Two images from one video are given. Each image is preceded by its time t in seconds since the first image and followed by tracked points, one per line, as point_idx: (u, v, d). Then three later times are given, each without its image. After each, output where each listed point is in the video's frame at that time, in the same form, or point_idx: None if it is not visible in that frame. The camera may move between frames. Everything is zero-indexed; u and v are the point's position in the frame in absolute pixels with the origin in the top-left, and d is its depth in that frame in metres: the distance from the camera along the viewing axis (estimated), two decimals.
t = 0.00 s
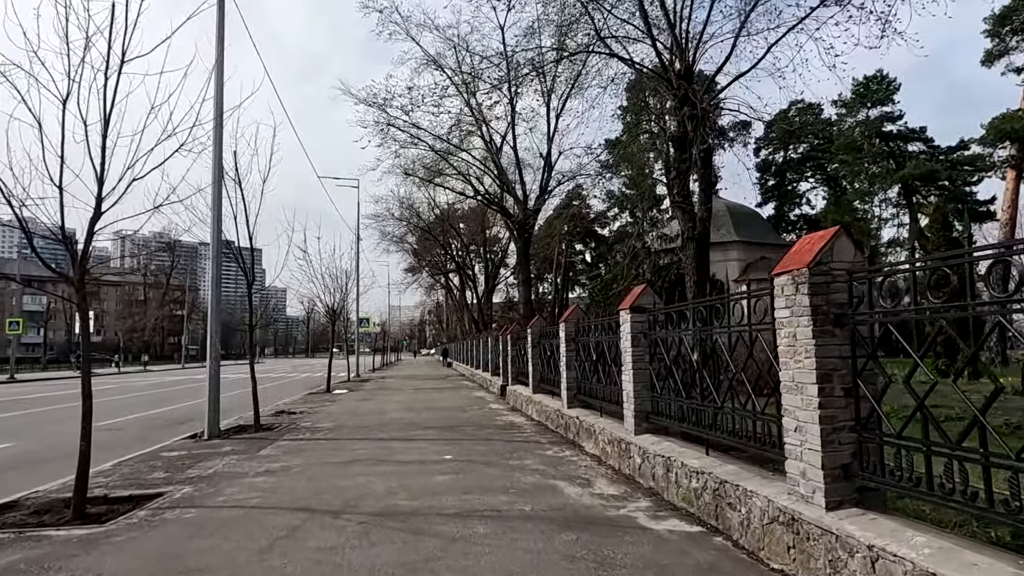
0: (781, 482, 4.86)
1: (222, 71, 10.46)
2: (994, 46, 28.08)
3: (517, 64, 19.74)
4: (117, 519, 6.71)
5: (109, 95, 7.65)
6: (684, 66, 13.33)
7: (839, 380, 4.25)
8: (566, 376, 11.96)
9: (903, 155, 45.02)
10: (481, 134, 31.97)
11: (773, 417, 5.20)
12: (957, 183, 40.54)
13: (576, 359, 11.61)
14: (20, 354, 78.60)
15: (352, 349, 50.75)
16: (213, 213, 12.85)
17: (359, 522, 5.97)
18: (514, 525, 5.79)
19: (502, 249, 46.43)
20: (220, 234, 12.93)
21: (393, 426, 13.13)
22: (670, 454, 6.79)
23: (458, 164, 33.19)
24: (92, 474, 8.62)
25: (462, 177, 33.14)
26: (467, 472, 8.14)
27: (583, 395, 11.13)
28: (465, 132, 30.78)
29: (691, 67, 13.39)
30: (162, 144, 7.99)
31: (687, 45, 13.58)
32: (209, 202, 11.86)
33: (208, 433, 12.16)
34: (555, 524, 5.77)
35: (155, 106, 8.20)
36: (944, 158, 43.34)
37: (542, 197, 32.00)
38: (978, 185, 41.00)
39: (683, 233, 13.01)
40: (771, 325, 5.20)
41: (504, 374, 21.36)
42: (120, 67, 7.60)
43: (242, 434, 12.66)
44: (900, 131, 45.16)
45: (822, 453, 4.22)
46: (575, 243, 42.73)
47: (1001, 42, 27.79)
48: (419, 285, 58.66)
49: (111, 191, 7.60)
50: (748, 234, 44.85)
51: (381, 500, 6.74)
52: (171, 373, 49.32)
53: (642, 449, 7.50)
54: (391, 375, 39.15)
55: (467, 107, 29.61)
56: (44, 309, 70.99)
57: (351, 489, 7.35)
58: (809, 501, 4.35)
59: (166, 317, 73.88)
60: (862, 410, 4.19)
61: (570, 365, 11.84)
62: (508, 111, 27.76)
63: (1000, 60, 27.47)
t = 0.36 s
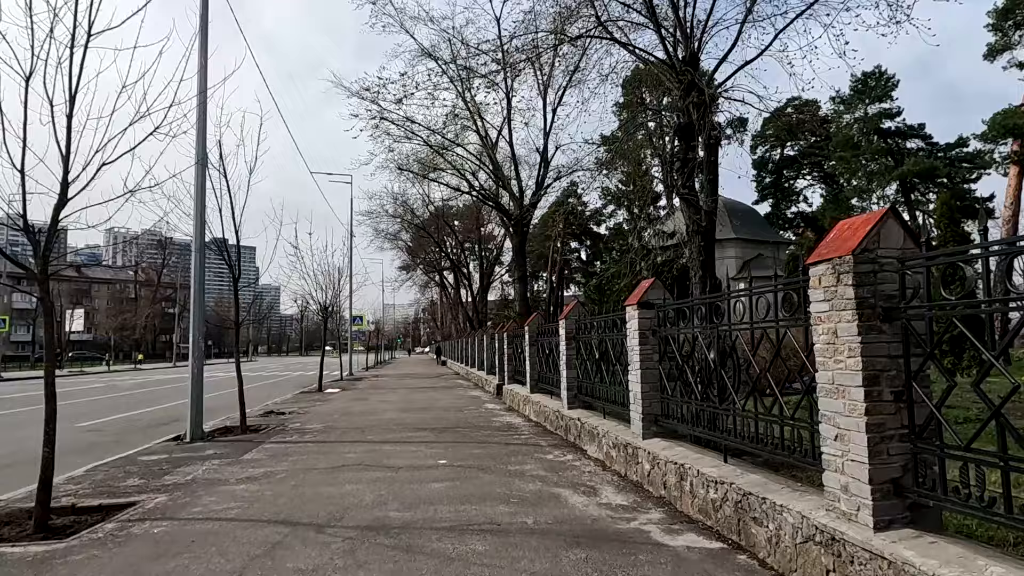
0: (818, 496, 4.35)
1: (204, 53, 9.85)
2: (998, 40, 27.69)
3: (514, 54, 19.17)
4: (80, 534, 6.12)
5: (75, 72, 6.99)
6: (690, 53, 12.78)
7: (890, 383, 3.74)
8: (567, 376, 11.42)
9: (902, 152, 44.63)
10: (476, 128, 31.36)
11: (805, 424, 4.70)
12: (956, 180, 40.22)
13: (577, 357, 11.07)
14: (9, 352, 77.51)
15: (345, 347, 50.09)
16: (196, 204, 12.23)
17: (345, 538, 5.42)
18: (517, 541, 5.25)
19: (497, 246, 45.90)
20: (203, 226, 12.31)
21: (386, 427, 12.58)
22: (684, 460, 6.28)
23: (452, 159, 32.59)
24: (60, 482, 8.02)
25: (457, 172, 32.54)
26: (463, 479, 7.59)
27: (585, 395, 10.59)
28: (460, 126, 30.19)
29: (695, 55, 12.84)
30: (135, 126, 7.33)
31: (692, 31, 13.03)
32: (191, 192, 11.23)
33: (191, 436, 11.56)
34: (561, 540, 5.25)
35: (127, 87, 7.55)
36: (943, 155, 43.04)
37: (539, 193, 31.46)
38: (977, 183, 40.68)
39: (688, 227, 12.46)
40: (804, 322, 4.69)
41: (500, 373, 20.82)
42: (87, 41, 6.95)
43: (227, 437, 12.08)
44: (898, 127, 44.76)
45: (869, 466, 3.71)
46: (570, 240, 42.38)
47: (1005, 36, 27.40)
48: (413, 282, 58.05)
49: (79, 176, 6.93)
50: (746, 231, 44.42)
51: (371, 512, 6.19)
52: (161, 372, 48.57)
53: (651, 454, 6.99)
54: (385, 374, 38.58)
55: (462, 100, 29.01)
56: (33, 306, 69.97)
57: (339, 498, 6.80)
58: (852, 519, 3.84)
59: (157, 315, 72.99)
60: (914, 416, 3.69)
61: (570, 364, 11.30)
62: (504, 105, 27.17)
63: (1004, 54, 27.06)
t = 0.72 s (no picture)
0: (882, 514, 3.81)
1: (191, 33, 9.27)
2: (1010, 33, 27.11)
3: (517, 45, 18.62)
4: (49, 550, 5.59)
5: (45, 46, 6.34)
6: (703, 38, 12.16)
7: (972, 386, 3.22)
8: (576, 376, 10.87)
9: (908, 148, 44.01)
10: (477, 123, 30.81)
11: (860, 432, 4.18)
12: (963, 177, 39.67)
13: (586, 356, 10.55)
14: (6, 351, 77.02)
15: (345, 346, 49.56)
16: (187, 196, 11.68)
17: (339, 558, 4.88)
18: (530, 562, 4.72)
19: (498, 244, 45.36)
20: (194, 219, 11.76)
21: (386, 429, 12.05)
22: (712, 468, 5.77)
23: (453, 155, 32.03)
24: (35, 493, 7.46)
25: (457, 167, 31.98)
26: (469, 488, 7.06)
27: (596, 396, 10.08)
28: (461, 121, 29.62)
29: (710, 39, 12.19)
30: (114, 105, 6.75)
31: (704, 15, 12.45)
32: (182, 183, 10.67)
33: (181, 439, 11.02)
34: (580, 560, 4.72)
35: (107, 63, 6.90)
36: (949, 152, 42.51)
37: (541, 189, 30.91)
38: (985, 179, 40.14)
39: (702, 219, 11.86)
40: (864, 315, 4.15)
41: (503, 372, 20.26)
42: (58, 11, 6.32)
43: (221, 439, 11.55)
44: (904, 123, 44.14)
45: (951, 484, 3.18)
46: (572, 237, 41.85)
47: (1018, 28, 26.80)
48: (414, 281, 57.52)
49: (51, 157, 6.34)
50: (750, 228, 43.88)
51: (369, 527, 5.66)
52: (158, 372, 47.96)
53: (674, 460, 6.48)
54: (385, 374, 38.03)
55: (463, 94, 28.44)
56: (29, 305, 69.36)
57: (334, 510, 6.25)
58: (928, 544, 3.32)
59: (155, 314, 72.49)
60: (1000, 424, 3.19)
61: (580, 363, 10.76)
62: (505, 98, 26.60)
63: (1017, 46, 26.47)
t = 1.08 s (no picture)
0: (960, 543, 3.31)
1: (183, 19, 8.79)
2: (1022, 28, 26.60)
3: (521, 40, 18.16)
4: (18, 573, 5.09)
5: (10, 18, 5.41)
6: (717, 28, 11.66)
7: None
8: (585, 380, 10.39)
9: (914, 147, 43.50)
10: (479, 122, 30.36)
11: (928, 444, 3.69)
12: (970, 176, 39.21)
13: (598, 359, 10.06)
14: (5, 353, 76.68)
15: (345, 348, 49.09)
16: (179, 192, 11.19)
17: None
18: None
19: (500, 245, 44.89)
20: (188, 216, 11.27)
21: (387, 435, 11.57)
22: (743, 482, 5.29)
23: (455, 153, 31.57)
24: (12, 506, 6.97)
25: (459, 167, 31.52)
26: (476, 501, 6.56)
27: (609, 400, 9.59)
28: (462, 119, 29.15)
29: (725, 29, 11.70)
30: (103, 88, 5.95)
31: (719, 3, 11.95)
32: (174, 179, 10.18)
33: (173, 445, 10.53)
34: None
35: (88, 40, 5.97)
36: (956, 152, 42.05)
37: (544, 188, 30.47)
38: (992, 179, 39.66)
39: (716, 217, 11.36)
40: (930, 313, 3.70)
41: (507, 374, 19.77)
42: None
43: (215, 446, 11.07)
44: (910, 122, 43.60)
45: None
46: (574, 238, 41.39)
47: None
48: (414, 282, 57.07)
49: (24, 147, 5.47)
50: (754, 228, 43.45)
51: (370, 547, 5.16)
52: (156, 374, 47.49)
53: (698, 472, 6.00)
54: (386, 376, 37.55)
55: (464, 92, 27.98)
56: (28, 307, 68.91)
57: (332, 528, 5.76)
58: None
59: (154, 315, 72.09)
60: None
61: (590, 366, 10.28)
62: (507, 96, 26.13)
63: None
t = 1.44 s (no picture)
0: None
1: None
2: None
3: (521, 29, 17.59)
4: None
5: None
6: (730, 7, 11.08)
7: None
8: (590, 379, 9.84)
9: (916, 142, 42.94)
10: (477, 115, 29.77)
11: (1013, 460, 3.18)
12: (973, 171, 38.72)
13: (604, 356, 9.53)
14: None
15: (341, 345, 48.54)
16: (162, 181, 10.62)
17: None
18: None
19: (498, 241, 44.31)
20: (171, 204, 10.70)
21: (382, 436, 11.01)
22: (774, 494, 4.77)
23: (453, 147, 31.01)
24: None
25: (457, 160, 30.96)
26: (477, 512, 6.02)
27: (616, 399, 9.08)
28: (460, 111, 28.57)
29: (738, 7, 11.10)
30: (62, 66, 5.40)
31: None
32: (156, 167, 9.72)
33: (154, 448, 9.96)
34: None
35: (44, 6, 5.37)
36: (959, 146, 41.57)
37: (544, 182, 29.93)
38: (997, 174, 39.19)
39: (728, 207, 10.78)
40: (1015, 307, 3.21)
41: (506, 371, 19.23)
42: None
43: (201, 448, 10.51)
44: (913, 117, 43.03)
45: None
46: (574, 233, 40.81)
47: None
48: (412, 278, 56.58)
49: None
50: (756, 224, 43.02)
51: (360, 568, 4.61)
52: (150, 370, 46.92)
53: (720, 481, 5.48)
54: (384, 373, 37.06)
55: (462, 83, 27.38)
56: (21, 303, 68.21)
57: (318, 544, 5.20)
58: None
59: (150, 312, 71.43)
60: None
61: (596, 364, 9.74)
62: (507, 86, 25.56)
63: None
